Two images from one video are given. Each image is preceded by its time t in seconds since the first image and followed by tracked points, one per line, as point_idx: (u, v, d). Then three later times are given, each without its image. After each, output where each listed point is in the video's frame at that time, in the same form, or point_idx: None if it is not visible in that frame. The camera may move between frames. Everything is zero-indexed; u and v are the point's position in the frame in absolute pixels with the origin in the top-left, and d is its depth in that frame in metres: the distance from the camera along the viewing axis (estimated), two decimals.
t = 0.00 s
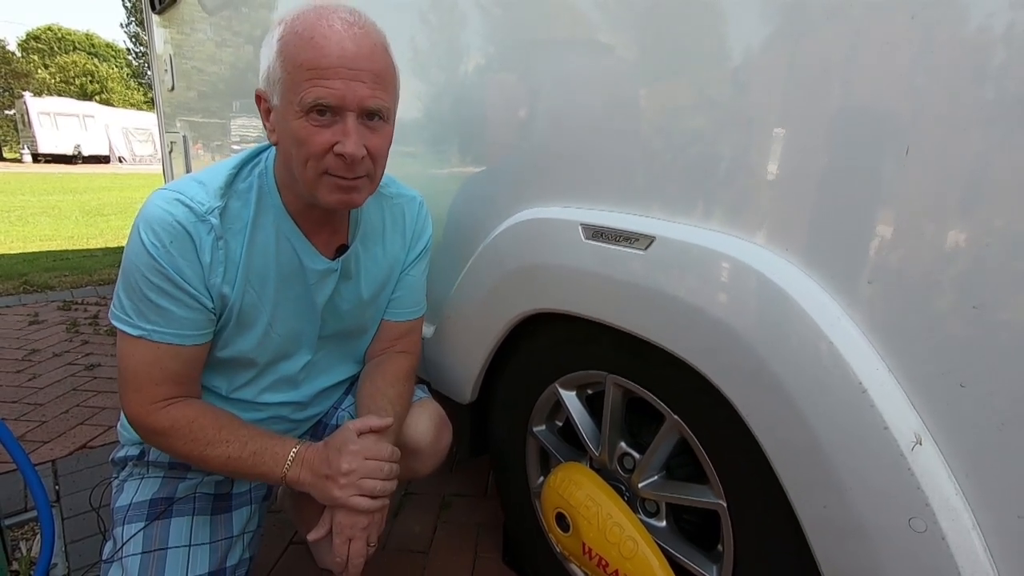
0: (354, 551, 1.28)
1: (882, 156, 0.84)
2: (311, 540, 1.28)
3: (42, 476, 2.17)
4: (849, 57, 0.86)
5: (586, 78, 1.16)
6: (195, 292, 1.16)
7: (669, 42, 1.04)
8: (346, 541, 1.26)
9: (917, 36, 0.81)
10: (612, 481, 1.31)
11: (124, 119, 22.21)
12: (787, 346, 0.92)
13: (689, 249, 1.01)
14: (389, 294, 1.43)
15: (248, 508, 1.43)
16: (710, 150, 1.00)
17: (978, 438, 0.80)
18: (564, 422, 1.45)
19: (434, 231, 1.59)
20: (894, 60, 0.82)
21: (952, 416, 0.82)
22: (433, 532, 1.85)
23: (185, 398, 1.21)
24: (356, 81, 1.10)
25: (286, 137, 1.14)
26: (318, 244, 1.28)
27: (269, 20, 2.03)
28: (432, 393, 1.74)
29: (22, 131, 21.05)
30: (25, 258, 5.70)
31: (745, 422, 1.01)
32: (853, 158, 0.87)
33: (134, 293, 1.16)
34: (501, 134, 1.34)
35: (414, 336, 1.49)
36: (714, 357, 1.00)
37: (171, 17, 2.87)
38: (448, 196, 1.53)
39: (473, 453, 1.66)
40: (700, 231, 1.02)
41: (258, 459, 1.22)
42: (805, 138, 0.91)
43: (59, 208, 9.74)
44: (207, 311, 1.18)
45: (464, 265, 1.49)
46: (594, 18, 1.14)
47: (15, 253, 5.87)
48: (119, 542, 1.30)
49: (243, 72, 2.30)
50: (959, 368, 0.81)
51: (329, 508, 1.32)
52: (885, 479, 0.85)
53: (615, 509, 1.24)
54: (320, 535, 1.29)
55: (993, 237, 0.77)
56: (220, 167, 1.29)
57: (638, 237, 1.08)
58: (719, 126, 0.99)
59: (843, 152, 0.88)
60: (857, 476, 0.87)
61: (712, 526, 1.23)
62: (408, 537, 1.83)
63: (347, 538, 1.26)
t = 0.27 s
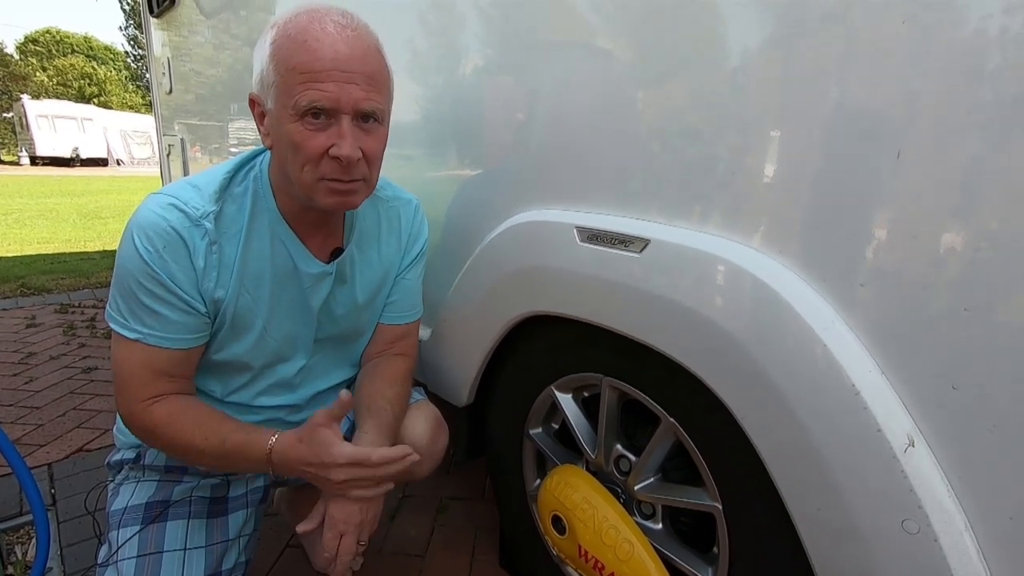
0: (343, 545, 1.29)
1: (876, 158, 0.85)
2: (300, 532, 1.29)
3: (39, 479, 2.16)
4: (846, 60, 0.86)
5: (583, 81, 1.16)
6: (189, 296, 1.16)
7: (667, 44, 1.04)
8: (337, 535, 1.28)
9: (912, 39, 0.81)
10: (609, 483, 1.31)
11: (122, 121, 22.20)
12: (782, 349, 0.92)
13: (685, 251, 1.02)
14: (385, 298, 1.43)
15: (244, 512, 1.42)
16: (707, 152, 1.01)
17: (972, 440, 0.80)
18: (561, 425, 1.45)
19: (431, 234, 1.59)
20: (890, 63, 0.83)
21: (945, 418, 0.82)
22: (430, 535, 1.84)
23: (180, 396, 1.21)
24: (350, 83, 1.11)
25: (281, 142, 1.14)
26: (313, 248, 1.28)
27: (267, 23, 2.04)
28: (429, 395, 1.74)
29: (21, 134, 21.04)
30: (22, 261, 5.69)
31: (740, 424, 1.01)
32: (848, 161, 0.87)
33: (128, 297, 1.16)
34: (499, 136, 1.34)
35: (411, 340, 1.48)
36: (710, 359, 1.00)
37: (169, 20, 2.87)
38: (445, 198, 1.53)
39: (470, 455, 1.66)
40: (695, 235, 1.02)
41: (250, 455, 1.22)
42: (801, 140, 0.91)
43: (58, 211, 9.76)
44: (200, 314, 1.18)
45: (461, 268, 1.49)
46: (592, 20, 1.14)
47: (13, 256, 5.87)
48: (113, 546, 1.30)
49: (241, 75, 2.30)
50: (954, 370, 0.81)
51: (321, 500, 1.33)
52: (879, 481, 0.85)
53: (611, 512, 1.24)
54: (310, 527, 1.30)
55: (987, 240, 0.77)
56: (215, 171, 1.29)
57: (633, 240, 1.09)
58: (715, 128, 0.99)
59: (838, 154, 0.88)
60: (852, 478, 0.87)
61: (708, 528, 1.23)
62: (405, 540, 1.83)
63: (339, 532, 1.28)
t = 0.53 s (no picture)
0: (342, 546, 1.28)
1: (870, 161, 0.85)
2: (299, 536, 1.29)
3: (35, 482, 2.16)
4: (841, 63, 0.87)
5: (580, 83, 1.16)
6: (186, 292, 1.16)
7: (664, 46, 1.04)
8: (336, 535, 1.27)
9: (907, 42, 0.81)
10: (605, 485, 1.31)
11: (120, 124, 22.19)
12: (778, 350, 0.92)
13: (680, 253, 1.02)
14: (382, 300, 1.43)
15: (241, 515, 1.42)
16: (703, 155, 1.01)
17: (965, 440, 0.81)
18: (558, 426, 1.45)
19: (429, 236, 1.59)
20: (884, 65, 0.83)
21: (939, 418, 0.82)
22: (427, 538, 1.84)
23: (172, 394, 1.21)
24: (346, 85, 1.11)
25: (279, 143, 1.14)
26: (311, 249, 1.28)
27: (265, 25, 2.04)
28: (427, 398, 1.74)
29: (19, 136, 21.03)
30: (20, 264, 5.68)
31: (735, 426, 1.01)
32: (843, 163, 0.88)
33: (125, 293, 1.16)
34: (496, 138, 1.34)
35: (408, 342, 1.48)
36: (706, 360, 1.01)
37: (168, 22, 2.88)
38: (443, 200, 1.53)
39: (468, 457, 1.66)
40: (691, 237, 1.03)
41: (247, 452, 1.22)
42: (797, 142, 0.91)
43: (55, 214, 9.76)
44: (197, 312, 1.18)
45: (459, 270, 1.49)
46: (589, 23, 1.14)
47: (10, 259, 5.86)
48: (110, 549, 1.29)
49: (239, 77, 2.30)
50: (948, 370, 0.81)
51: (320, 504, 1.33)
52: (873, 481, 0.85)
53: (607, 514, 1.24)
54: (309, 530, 1.30)
55: (980, 241, 0.78)
56: (215, 170, 1.29)
57: (628, 243, 1.09)
58: (711, 131, 1.00)
59: (834, 157, 0.88)
60: (846, 479, 0.88)
61: (705, 530, 1.23)
62: (402, 542, 1.83)
63: (338, 532, 1.27)
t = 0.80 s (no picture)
0: (344, 553, 1.28)
1: (867, 161, 0.85)
2: (302, 541, 1.28)
3: (33, 484, 2.15)
4: (838, 63, 0.87)
5: (578, 84, 1.16)
6: (189, 293, 1.16)
7: (662, 47, 1.05)
8: (335, 544, 1.26)
9: (904, 42, 0.82)
10: (603, 485, 1.31)
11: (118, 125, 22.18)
12: (776, 350, 0.92)
13: (677, 254, 1.02)
14: (382, 300, 1.43)
15: (240, 515, 1.42)
16: (701, 155, 1.01)
17: (962, 439, 0.81)
18: (556, 427, 1.45)
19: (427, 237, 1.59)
20: (881, 65, 0.84)
21: (935, 417, 0.82)
22: (426, 538, 1.84)
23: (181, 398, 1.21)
24: (343, 83, 1.11)
25: (276, 142, 1.14)
26: (311, 249, 1.28)
27: (263, 26, 2.04)
28: (425, 398, 1.74)
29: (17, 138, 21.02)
30: (17, 265, 5.68)
31: (733, 425, 1.01)
32: (840, 163, 0.88)
33: (129, 295, 1.16)
34: (495, 139, 1.34)
35: (407, 342, 1.48)
36: (704, 360, 1.01)
37: (166, 23, 2.87)
38: (441, 201, 1.53)
39: (466, 458, 1.66)
40: (689, 237, 1.03)
41: (251, 460, 1.22)
42: (794, 142, 0.91)
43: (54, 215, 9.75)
44: (200, 313, 1.18)
45: (457, 271, 1.49)
46: (588, 24, 1.15)
47: (8, 261, 5.86)
48: (109, 550, 1.29)
49: (237, 78, 2.30)
50: (945, 369, 0.81)
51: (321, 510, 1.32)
52: (870, 480, 0.85)
53: (606, 514, 1.24)
54: (311, 537, 1.29)
55: (976, 241, 0.78)
56: (215, 171, 1.29)
57: (625, 243, 1.09)
58: (709, 131, 1.00)
59: (831, 157, 0.88)
60: (843, 478, 0.88)
61: (702, 530, 1.23)
62: (401, 543, 1.82)
63: (337, 540, 1.26)
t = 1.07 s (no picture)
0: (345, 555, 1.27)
1: (866, 161, 0.85)
2: (301, 544, 1.28)
3: (32, 486, 2.15)
4: (837, 63, 0.87)
5: (578, 84, 1.16)
6: (190, 293, 1.16)
7: (662, 47, 1.05)
8: (335, 546, 1.26)
9: (903, 42, 0.82)
10: (604, 486, 1.31)
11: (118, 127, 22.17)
12: (776, 350, 0.92)
13: (677, 254, 1.02)
14: (382, 300, 1.43)
15: (239, 517, 1.42)
16: (700, 156, 1.01)
17: (963, 439, 0.81)
18: (556, 427, 1.45)
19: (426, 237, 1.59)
20: (880, 65, 0.83)
21: (935, 417, 0.82)
22: (426, 540, 1.84)
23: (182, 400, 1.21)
24: (348, 83, 1.11)
25: (280, 140, 1.14)
26: (312, 250, 1.28)
27: (263, 27, 2.04)
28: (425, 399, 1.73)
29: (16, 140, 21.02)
30: (16, 267, 5.67)
31: (734, 426, 1.01)
32: (838, 163, 0.88)
33: (130, 295, 1.16)
34: (494, 139, 1.34)
35: (406, 343, 1.48)
36: (704, 360, 1.00)
37: (165, 25, 2.87)
38: (440, 202, 1.53)
39: (466, 459, 1.66)
40: (689, 237, 1.03)
41: (251, 463, 1.22)
42: (794, 142, 0.91)
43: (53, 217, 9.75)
44: (201, 313, 1.18)
45: (456, 271, 1.49)
46: (587, 24, 1.14)
47: (8, 262, 5.85)
48: (108, 552, 1.29)
49: (236, 80, 2.29)
50: (946, 369, 0.81)
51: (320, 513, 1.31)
52: (871, 481, 0.85)
53: (606, 514, 1.24)
54: (311, 540, 1.29)
55: (975, 241, 0.78)
56: (216, 172, 1.29)
57: (624, 243, 1.09)
58: (708, 132, 1.00)
59: (831, 157, 0.88)
60: (844, 478, 0.88)
61: (703, 530, 1.23)
62: (400, 544, 1.82)
63: (337, 542, 1.26)
